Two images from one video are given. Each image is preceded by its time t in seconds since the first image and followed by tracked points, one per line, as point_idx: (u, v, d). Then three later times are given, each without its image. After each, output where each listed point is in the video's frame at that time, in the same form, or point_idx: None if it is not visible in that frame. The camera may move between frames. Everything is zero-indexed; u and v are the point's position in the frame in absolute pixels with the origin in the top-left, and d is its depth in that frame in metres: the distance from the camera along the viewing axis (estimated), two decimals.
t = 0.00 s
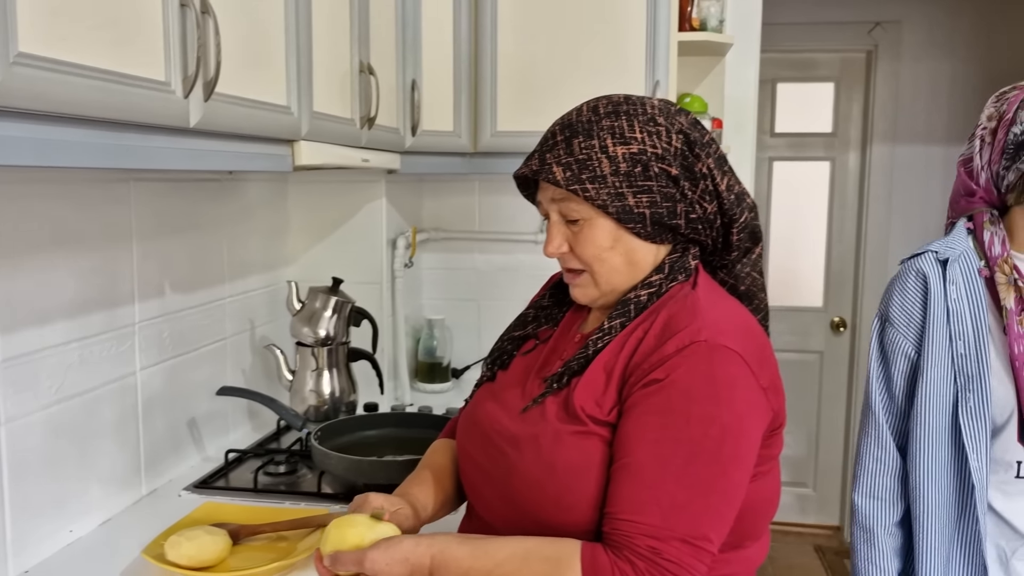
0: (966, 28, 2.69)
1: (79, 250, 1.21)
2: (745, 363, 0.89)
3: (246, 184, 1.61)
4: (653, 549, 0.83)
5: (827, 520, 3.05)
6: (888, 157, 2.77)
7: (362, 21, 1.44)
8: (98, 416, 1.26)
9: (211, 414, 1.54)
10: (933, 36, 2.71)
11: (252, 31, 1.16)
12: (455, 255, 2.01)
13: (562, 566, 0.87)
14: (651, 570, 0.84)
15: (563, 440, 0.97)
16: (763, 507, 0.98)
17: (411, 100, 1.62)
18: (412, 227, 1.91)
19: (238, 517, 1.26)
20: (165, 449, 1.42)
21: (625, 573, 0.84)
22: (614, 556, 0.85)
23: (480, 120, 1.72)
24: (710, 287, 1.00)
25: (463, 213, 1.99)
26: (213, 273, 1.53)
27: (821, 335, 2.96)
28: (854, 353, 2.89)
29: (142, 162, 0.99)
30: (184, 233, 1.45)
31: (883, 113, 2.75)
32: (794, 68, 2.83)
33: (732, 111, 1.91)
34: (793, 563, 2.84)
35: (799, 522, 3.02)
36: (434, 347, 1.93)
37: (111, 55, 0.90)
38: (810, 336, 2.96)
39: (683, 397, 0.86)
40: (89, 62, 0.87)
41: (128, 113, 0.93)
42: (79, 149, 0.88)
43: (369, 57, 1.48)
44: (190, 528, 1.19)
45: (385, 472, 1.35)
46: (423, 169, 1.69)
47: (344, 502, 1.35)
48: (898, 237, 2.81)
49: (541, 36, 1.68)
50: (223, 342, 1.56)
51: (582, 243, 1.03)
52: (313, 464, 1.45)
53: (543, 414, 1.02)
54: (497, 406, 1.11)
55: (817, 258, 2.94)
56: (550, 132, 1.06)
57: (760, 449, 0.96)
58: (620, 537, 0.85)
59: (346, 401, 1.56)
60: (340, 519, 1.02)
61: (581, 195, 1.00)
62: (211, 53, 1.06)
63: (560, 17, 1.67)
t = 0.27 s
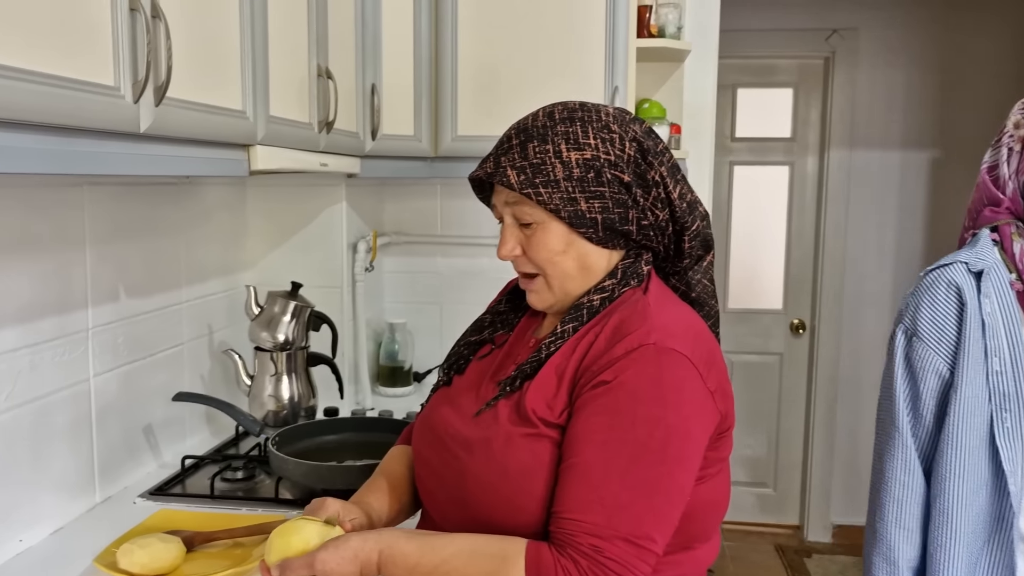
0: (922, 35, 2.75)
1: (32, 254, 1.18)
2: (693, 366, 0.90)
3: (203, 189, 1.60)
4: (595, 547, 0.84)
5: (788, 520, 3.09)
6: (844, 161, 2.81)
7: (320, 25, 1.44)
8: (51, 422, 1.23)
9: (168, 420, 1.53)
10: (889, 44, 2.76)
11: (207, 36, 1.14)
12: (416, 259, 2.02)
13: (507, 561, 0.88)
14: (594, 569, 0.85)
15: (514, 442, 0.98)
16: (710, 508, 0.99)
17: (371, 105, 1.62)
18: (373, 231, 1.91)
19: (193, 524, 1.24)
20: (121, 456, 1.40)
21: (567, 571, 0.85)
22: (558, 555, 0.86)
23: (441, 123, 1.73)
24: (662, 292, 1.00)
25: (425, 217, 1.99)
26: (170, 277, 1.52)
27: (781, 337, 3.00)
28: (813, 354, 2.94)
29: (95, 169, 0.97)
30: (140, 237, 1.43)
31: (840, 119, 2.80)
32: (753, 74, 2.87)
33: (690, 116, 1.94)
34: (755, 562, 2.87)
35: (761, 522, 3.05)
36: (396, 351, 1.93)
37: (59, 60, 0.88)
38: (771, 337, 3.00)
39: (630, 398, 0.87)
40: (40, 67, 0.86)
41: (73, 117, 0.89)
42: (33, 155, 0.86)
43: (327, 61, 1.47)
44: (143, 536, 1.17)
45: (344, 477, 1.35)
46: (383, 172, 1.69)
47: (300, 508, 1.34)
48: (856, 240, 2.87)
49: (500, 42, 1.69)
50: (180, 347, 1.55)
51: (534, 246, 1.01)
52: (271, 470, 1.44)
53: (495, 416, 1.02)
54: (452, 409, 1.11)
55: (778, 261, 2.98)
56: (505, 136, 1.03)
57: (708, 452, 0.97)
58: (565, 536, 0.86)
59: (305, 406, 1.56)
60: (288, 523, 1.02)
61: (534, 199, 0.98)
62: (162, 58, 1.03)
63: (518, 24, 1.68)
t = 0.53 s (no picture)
0: (891, 41, 2.79)
1: None
2: (660, 370, 0.91)
3: (174, 192, 1.59)
4: (564, 551, 0.85)
5: (761, 520, 3.12)
6: (815, 164, 2.84)
7: (290, 29, 1.43)
8: (16, 428, 1.21)
9: (137, 425, 1.52)
10: (859, 49, 2.80)
11: (174, 40, 1.14)
12: (390, 262, 2.02)
13: None
14: (563, 572, 0.85)
15: (482, 446, 0.99)
16: (678, 511, 1.00)
17: (343, 108, 1.62)
18: (346, 234, 1.91)
19: (161, 530, 1.23)
20: (88, 462, 1.38)
21: None
22: (526, 559, 0.87)
23: (413, 128, 1.73)
24: (629, 296, 1.02)
25: (398, 221, 1.99)
26: (140, 281, 1.50)
27: (754, 339, 3.03)
28: (786, 356, 2.97)
29: (59, 173, 0.96)
30: (109, 240, 1.42)
31: (811, 123, 2.83)
32: (725, 79, 2.91)
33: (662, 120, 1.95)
34: (729, 563, 2.89)
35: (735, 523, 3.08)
36: (369, 355, 1.93)
37: (21, 64, 0.88)
38: (743, 339, 3.03)
39: (598, 403, 0.88)
40: None
41: (34, 120, 0.88)
42: None
43: (298, 64, 1.47)
44: (109, 542, 1.16)
45: (315, 481, 1.35)
46: (355, 176, 1.69)
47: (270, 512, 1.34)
48: (828, 243, 2.90)
49: (472, 46, 1.70)
50: (150, 352, 1.53)
51: (501, 249, 1.02)
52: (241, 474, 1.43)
53: (464, 421, 1.02)
54: (421, 413, 1.11)
55: (750, 264, 3.01)
56: (473, 140, 1.04)
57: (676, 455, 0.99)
58: (534, 541, 0.86)
59: (277, 410, 1.55)
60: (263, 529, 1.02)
61: (501, 202, 0.98)
62: (128, 62, 1.03)
63: (490, 29, 1.69)
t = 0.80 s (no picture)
0: (878, 45, 2.81)
1: None
2: (648, 373, 0.91)
3: (162, 195, 1.58)
4: (550, 552, 0.85)
5: (750, 522, 3.12)
6: (803, 167, 2.86)
7: (277, 31, 1.43)
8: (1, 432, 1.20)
9: (125, 428, 1.51)
10: (846, 53, 2.82)
11: (161, 42, 1.13)
12: (379, 265, 2.01)
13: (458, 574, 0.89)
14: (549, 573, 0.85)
15: (471, 448, 0.99)
16: (665, 513, 1.00)
17: (331, 111, 1.62)
18: (335, 237, 1.90)
19: (148, 534, 1.23)
20: (75, 465, 1.37)
21: None
22: (512, 559, 0.87)
23: (401, 130, 1.73)
24: (618, 298, 1.02)
25: (387, 224, 2.00)
26: (127, 284, 1.50)
27: (743, 341, 3.05)
28: (774, 359, 2.98)
29: (44, 175, 0.95)
30: (95, 243, 1.41)
31: (798, 127, 2.84)
32: (713, 82, 2.93)
33: (650, 122, 1.96)
34: (717, 565, 2.90)
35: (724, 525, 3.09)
36: (358, 358, 1.92)
37: (6, 65, 0.87)
38: (731, 342, 3.05)
39: (585, 404, 0.88)
40: None
41: (19, 122, 0.88)
42: None
43: (286, 67, 1.47)
44: (97, 546, 1.15)
45: (303, 485, 1.34)
46: (343, 178, 1.69)
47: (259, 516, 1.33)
48: (816, 246, 2.92)
49: (461, 48, 1.70)
50: (137, 355, 1.53)
51: (489, 251, 1.02)
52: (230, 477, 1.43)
53: (453, 423, 1.02)
54: (410, 415, 1.11)
55: (738, 266, 3.02)
56: (462, 142, 1.04)
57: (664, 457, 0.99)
58: (519, 541, 0.86)
59: (265, 413, 1.55)
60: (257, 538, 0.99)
61: (489, 205, 0.99)
62: (115, 63, 1.02)
63: (478, 31, 1.69)
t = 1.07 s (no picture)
0: (876, 48, 2.82)
1: None
2: (649, 373, 0.91)
3: (163, 197, 1.58)
4: (549, 550, 0.84)
5: (750, 525, 3.12)
6: (802, 169, 2.86)
7: (278, 33, 1.43)
8: (3, 434, 1.20)
9: (126, 431, 1.50)
10: (845, 55, 2.83)
11: (163, 44, 1.13)
12: (380, 268, 2.01)
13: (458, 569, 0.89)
14: (549, 572, 0.84)
15: (472, 449, 0.98)
16: (667, 514, 1.00)
17: (332, 113, 1.62)
18: (336, 239, 1.91)
19: (150, 537, 1.22)
20: (76, 468, 1.37)
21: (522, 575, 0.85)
22: (511, 558, 0.86)
23: (402, 133, 1.74)
24: (621, 300, 1.01)
25: (388, 226, 2.00)
26: (129, 287, 1.49)
27: (743, 343, 3.05)
28: (775, 361, 2.98)
29: (47, 177, 0.95)
30: (97, 245, 1.41)
31: (799, 129, 2.85)
32: (713, 85, 2.93)
33: (651, 124, 1.96)
34: (718, 567, 2.90)
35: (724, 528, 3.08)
36: (359, 361, 1.92)
37: (10, 67, 0.87)
38: (731, 344, 3.05)
39: (586, 403, 0.87)
40: None
41: (22, 123, 0.88)
42: None
43: (287, 69, 1.47)
44: (99, 549, 1.15)
45: (305, 487, 1.34)
46: (345, 181, 1.69)
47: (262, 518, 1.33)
48: (816, 247, 2.92)
49: (462, 51, 1.70)
50: (139, 358, 1.52)
51: (492, 253, 1.02)
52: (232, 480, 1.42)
53: (454, 423, 1.02)
54: (412, 416, 1.10)
55: (738, 268, 3.03)
56: (464, 143, 1.04)
57: (667, 457, 0.98)
58: (520, 540, 0.85)
59: (267, 416, 1.54)
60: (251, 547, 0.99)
61: (491, 207, 0.99)
62: (118, 65, 1.02)
63: (479, 33, 1.70)
